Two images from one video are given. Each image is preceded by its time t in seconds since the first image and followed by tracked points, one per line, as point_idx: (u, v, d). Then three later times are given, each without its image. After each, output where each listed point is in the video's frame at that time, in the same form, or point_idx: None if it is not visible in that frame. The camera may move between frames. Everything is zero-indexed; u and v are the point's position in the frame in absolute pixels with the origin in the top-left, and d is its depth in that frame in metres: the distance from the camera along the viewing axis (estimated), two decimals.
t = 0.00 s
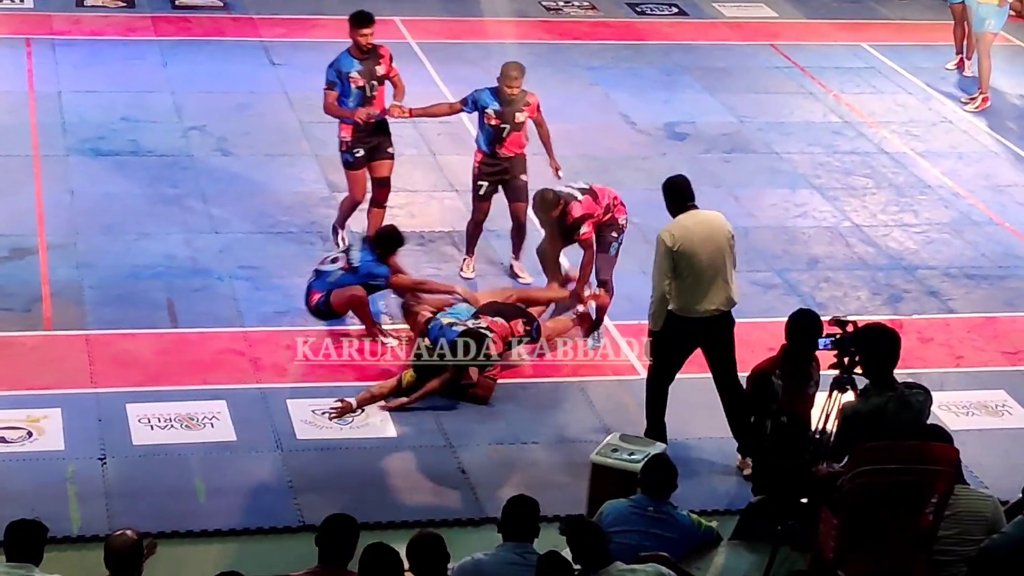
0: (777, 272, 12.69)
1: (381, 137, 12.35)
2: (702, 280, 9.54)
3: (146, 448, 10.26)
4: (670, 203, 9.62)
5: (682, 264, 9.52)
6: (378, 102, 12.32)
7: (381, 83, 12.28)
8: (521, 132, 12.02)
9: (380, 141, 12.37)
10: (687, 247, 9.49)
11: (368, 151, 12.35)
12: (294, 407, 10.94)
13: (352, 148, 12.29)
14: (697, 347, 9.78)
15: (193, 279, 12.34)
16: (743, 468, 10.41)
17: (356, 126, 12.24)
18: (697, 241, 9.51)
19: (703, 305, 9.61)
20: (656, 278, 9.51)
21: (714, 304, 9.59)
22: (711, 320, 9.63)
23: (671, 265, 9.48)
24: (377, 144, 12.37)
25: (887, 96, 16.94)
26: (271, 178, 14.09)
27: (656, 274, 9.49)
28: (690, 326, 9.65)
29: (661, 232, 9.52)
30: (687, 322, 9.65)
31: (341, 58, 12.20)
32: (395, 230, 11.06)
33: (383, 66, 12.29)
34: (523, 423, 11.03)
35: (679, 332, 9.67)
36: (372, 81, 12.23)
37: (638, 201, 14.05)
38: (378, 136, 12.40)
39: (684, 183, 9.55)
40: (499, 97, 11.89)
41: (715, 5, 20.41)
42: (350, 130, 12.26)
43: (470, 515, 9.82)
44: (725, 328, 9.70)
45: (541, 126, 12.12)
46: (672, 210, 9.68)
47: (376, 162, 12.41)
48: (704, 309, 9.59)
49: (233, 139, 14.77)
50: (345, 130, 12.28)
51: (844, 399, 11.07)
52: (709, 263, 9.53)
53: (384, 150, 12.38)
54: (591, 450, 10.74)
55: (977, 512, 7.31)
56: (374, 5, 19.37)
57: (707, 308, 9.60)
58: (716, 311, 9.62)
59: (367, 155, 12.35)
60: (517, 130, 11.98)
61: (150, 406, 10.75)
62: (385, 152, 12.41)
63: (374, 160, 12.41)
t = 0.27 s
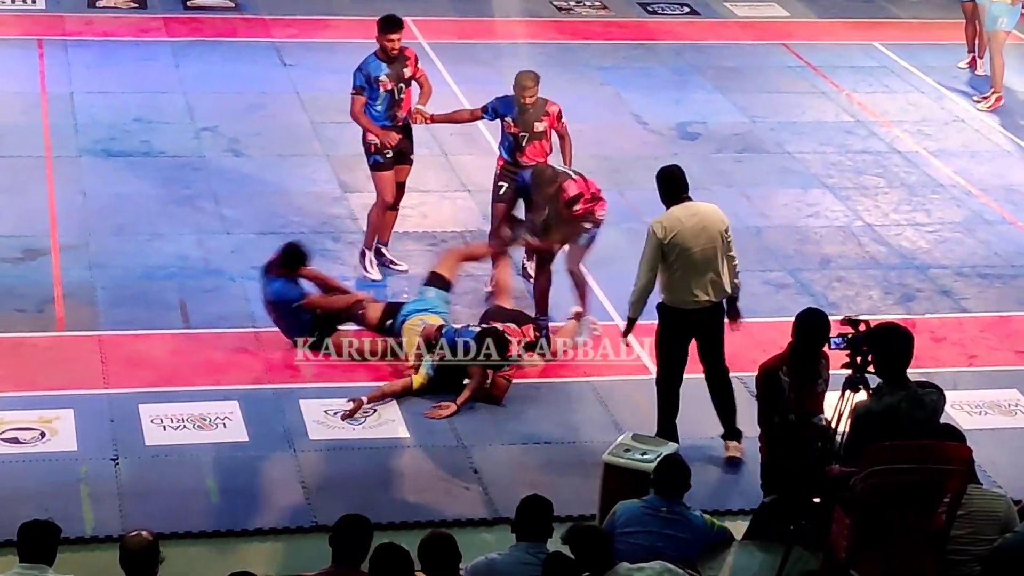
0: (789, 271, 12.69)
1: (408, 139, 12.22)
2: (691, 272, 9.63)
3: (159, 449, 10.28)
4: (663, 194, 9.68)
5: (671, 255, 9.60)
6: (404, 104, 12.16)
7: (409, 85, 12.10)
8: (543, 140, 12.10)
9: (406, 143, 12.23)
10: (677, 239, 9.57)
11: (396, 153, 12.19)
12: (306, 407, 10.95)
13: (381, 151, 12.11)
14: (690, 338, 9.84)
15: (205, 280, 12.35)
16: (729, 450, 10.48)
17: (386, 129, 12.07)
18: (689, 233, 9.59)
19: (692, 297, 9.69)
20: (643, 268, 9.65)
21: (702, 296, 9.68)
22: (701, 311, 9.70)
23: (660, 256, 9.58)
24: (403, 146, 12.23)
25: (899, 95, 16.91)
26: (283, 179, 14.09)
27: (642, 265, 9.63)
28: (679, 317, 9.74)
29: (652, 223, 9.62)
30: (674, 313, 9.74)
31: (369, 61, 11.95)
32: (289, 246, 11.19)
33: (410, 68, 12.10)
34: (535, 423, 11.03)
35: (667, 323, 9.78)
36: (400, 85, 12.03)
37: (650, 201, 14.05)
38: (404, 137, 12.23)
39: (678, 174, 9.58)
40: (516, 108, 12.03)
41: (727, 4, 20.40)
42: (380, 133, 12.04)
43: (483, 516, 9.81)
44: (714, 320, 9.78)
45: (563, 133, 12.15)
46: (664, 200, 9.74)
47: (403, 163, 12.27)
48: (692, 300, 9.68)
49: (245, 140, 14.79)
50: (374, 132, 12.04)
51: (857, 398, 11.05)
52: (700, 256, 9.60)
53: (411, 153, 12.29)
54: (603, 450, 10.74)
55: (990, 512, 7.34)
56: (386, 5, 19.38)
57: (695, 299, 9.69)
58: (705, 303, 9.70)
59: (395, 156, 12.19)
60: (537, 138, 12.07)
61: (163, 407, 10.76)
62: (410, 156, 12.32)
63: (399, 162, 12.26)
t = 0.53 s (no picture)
0: (813, 274, 12.68)
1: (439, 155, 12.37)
2: (703, 273, 9.58)
3: (183, 453, 10.28)
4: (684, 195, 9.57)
5: (684, 256, 9.57)
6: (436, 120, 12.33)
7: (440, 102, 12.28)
8: (560, 157, 11.70)
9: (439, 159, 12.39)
10: (690, 240, 9.52)
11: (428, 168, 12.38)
12: (329, 412, 10.96)
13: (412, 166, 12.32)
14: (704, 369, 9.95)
15: (228, 284, 12.36)
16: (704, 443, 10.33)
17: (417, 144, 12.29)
18: (703, 234, 9.51)
19: (701, 298, 9.69)
20: (654, 267, 9.62)
21: (712, 298, 9.66)
22: (711, 313, 9.70)
23: (672, 256, 9.55)
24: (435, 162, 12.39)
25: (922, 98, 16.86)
26: (305, 183, 14.11)
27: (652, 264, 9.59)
28: (689, 317, 9.75)
29: (666, 223, 9.56)
30: (684, 313, 9.74)
31: (400, 76, 12.25)
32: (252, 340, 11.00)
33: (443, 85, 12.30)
34: (557, 427, 11.01)
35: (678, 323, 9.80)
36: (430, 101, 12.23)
37: (672, 205, 14.03)
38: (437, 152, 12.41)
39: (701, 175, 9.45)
40: (530, 124, 11.65)
41: (748, 7, 20.38)
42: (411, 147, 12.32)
43: (506, 520, 9.80)
44: (722, 323, 9.80)
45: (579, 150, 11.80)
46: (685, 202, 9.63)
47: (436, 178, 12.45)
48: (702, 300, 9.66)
49: (267, 145, 14.80)
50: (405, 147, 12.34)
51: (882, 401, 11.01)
52: (714, 257, 9.55)
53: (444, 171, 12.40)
54: (626, 454, 10.71)
55: (1016, 516, 7.56)
56: (407, 9, 19.39)
57: (706, 300, 9.67)
58: (716, 305, 9.69)
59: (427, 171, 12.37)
60: (553, 155, 11.67)
61: (186, 411, 10.77)
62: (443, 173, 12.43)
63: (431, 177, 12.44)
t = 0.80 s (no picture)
0: (835, 283, 12.71)
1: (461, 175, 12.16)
2: (723, 279, 9.53)
3: (206, 462, 10.30)
4: (711, 199, 9.51)
5: (705, 261, 9.51)
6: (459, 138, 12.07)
7: (464, 122, 11.97)
8: (580, 168, 11.57)
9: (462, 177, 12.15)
10: (712, 246, 9.45)
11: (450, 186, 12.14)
12: (352, 420, 10.97)
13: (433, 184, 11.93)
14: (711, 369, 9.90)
15: (251, 293, 12.38)
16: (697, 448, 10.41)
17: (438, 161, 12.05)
18: (724, 241, 9.46)
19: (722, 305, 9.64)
20: (675, 269, 9.55)
21: (729, 305, 9.61)
22: (728, 318, 9.66)
23: (693, 260, 9.49)
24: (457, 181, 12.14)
25: (945, 105, 16.83)
26: (327, 192, 14.13)
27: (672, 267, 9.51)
28: (705, 322, 9.69)
29: (690, 225, 9.50)
30: (700, 317, 9.69)
31: (422, 94, 11.94)
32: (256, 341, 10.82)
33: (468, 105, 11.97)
34: (581, 436, 10.98)
35: (693, 327, 9.74)
36: (453, 120, 11.94)
37: (694, 213, 14.02)
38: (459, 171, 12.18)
39: (730, 182, 9.40)
40: (554, 132, 11.50)
41: (770, 15, 20.37)
42: (432, 165, 12.05)
43: (529, 529, 9.79)
44: (740, 329, 9.75)
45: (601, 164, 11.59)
46: (712, 206, 9.57)
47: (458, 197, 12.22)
48: (719, 306, 9.61)
49: (290, 154, 14.84)
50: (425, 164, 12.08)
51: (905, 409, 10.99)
52: (733, 264, 9.52)
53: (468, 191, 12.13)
54: (648, 462, 10.69)
55: None
56: (429, 19, 19.43)
57: (722, 306, 9.63)
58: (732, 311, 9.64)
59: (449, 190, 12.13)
60: (574, 166, 11.54)
61: (209, 420, 10.79)
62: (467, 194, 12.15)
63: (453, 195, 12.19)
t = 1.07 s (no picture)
0: (858, 292, 12.74)
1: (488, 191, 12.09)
2: (749, 280, 9.56)
3: (229, 472, 10.30)
4: (741, 201, 9.55)
5: (733, 262, 9.54)
6: (486, 152, 12.01)
7: (491, 134, 11.94)
8: (619, 191, 11.14)
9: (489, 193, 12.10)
10: (740, 246, 9.49)
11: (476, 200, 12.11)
12: (374, 430, 10.95)
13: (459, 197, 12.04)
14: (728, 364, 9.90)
15: (273, 303, 12.39)
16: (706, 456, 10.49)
17: (464, 174, 12.02)
18: (752, 242, 9.51)
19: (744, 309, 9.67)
20: (703, 270, 9.57)
21: (754, 306, 9.64)
22: (751, 321, 9.68)
23: (722, 261, 9.50)
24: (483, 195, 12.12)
25: (968, 114, 16.80)
26: (349, 202, 14.15)
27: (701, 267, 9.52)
28: (728, 323, 9.71)
29: (720, 225, 9.53)
30: (724, 318, 9.71)
31: (451, 107, 11.91)
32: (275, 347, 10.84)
33: (496, 117, 11.93)
34: (602, 447, 10.96)
35: (717, 328, 9.75)
36: (480, 132, 11.90)
37: (716, 223, 14.02)
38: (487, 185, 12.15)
39: (761, 184, 9.46)
40: (595, 153, 11.11)
41: (792, 25, 20.37)
42: (458, 178, 12.04)
43: (551, 539, 9.77)
44: (762, 331, 9.78)
45: (645, 189, 11.16)
46: (741, 208, 9.60)
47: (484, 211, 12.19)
48: (744, 308, 9.63)
49: (312, 165, 14.86)
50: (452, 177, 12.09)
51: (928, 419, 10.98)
52: (759, 266, 9.56)
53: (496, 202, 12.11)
54: (670, 472, 10.67)
55: None
56: (450, 29, 19.47)
57: (747, 308, 9.65)
58: (756, 313, 9.67)
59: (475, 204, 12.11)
60: (613, 188, 11.14)
61: (231, 430, 10.79)
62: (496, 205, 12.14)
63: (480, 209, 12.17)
